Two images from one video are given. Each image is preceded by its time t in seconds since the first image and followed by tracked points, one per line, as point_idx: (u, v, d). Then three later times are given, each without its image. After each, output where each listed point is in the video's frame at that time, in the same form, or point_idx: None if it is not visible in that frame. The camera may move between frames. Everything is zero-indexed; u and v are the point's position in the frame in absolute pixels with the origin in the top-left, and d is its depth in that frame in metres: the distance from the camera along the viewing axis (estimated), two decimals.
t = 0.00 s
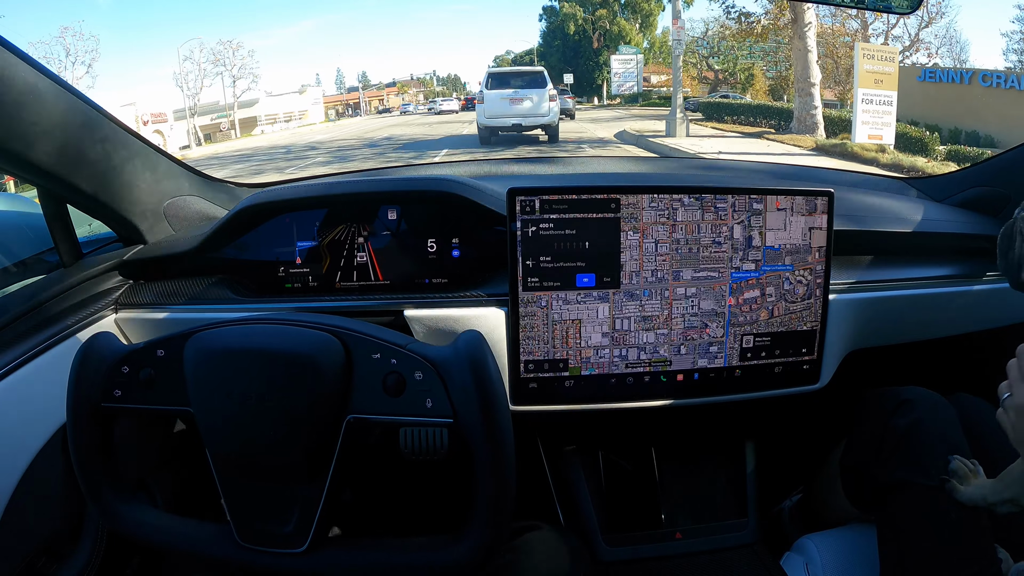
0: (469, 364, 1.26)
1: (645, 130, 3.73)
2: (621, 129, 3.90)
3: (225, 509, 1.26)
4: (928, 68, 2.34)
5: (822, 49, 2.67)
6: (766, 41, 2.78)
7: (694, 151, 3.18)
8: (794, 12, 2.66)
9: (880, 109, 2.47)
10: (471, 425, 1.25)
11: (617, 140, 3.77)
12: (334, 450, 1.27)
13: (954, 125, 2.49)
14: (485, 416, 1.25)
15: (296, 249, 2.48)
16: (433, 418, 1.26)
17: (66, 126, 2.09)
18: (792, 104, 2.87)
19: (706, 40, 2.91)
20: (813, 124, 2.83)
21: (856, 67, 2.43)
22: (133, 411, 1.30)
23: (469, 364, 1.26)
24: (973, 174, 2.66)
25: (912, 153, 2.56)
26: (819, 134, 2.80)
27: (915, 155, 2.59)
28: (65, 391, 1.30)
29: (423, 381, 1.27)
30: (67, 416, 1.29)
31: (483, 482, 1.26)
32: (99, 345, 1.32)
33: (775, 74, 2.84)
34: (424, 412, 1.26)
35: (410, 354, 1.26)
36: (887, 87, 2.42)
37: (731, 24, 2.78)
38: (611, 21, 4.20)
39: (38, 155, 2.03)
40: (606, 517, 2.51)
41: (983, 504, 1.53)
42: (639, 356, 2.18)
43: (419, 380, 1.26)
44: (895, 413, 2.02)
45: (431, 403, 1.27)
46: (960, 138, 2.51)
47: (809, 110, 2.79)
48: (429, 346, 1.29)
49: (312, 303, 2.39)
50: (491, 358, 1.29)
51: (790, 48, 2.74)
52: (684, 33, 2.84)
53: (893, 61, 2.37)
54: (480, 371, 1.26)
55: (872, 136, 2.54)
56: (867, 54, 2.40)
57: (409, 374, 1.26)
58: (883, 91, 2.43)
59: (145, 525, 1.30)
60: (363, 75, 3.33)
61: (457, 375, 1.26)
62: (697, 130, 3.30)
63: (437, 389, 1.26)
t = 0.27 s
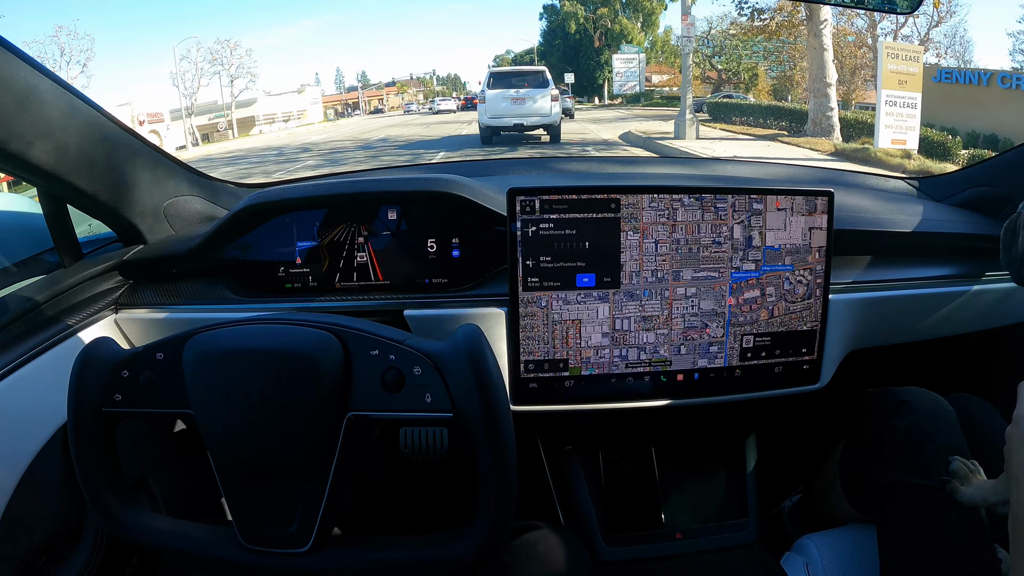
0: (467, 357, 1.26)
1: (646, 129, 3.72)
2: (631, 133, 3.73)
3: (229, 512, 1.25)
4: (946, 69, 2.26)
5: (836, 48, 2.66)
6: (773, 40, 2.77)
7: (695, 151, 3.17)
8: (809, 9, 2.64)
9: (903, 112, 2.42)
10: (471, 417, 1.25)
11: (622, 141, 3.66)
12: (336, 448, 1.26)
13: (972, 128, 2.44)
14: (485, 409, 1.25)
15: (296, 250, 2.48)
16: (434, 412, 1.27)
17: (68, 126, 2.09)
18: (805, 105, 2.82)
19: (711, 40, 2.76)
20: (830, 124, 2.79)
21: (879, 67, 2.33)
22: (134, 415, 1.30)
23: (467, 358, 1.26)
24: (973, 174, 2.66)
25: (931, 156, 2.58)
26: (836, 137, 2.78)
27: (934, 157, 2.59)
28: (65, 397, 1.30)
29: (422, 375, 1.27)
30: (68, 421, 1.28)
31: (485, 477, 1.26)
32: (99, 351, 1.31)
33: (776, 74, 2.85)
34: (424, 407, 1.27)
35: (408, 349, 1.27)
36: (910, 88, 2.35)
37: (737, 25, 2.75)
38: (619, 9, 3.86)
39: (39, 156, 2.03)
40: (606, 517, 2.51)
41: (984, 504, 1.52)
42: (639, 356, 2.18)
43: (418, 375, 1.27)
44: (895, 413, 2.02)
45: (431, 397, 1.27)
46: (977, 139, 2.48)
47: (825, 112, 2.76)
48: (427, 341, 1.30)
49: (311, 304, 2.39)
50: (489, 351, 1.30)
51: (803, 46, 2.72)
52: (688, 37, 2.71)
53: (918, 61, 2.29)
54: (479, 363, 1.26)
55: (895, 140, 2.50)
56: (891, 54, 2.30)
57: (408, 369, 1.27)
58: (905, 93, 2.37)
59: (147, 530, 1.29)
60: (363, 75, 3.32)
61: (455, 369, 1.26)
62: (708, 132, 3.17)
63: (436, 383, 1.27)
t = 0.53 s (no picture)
0: (465, 351, 1.26)
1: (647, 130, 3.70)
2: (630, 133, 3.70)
3: (231, 513, 1.25)
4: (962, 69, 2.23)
5: (854, 47, 2.62)
6: (780, 37, 2.75)
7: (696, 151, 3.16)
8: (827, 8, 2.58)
9: (931, 116, 2.34)
10: (470, 411, 1.25)
11: (627, 143, 3.51)
12: (337, 447, 1.26)
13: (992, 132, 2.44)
14: (484, 404, 1.25)
15: (296, 249, 2.48)
16: (433, 407, 1.27)
17: (67, 126, 2.09)
18: (819, 107, 2.77)
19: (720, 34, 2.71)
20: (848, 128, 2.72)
21: (907, 68, 2.23)
22: (134, 419, 1.30)
23: (465, 352, 1.26)
24: (974, 174, 2.65)
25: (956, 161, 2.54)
26: (855, 141, 2.72)
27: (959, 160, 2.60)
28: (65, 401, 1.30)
29: (420, 371, 1.27)
30: (68, 427, 1.28)
31: (486, 473, 1.26)
32: (99, 356, 1.31)
33: (780, 73, 2.79)
34: (423, 402, 1.27)
35: (406, 344, 1.26)
36: (939, 90, 2.28)
37: (742, 23, 2.73)
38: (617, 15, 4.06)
39: (39, 156, 2.03)
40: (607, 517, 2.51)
41: (984, 504, 1.50)
42: (639, 356, 2.18)
43: (417, 370, 1.27)
44: (895, 412, 2.02)
45: (430, 393, 1.27)
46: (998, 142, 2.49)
47: (843, 113, 2.69)
48: (425, 336, 1.29)
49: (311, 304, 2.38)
50: (487, 345, 1.30)
51: (822, 46, 2.67)
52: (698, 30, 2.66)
53: (945, 61, 2.23)
54: (477, 357, 1.26)
55: (922, 146, 2.43)
56: (918, 53, 2.21)
57: (406, 365, 1.27)
58: (934, 95, 2.29)
59: (148, 533, 1.29)
60: (362, 75, 3.32)
61: (453, 363, 1.26)
62: (718, 134, 3.14)
63: (435, 379, 1.27)
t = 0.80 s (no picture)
0: (464, 348, 1.26)
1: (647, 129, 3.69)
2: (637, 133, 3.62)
3: (233, 515, 1.25)
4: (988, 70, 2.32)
5: (871, 48, 2.65)
6: (786, 35, 2.78)
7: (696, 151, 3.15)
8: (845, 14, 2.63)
9: (962, 120, 2.41)
10: (471, 409, 1.26)
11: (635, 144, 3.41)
12: (337, 446, 1.26)
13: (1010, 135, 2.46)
14: (484, 400, 1.25)
15: (296, 250, 2.48)
16: (433, 405, 1.27)
17: (67, 126, 2.09)
18: (838, 110, 2.85)
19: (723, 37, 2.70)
20: (866, 130, 2.80)
21: (941, 69, 2.26)
22: (135, 421, 1.30)
23: (464, 348, 1.26)
24: (974, 174, 2.65)
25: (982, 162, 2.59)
26: (876, 145, 2.78)
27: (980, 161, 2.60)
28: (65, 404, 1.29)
29: (420, 369, 1.27)
30: (69, 430, 1.28)
31: (487, 471, 1.26)
32: (98, 359, 1.30)
33: (784, 73, 2.82)
34: (423, 399, 1.27)
35: (405, 343, 1.26)
36: (970, 91, 2.33)
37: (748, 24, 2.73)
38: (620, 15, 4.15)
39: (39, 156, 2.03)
40: (607, 517, 2.51)
41: (985, 505, 1.52)
42: (639, 356, 2.18)
43: (416, 368, 1.27)
44: (896, 412, 2.02)
45: (429, 390, 1.27)
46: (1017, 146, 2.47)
47: (862, 116, 2.77)
48: (424, 334, 1.29)
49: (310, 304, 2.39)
50: (486, 342, 1.29)
51: (842, 42, 2.69)
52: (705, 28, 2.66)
53: (976, 62, 2.27)
54: (476, 354, 1.26)
55: (953, 151, 2.52)
56: (951, 54, 2.25)
57: (405, 363, 1.26)
58: (964, 98, 2.35)
59: (149, 536, 1.28)
60: (362, 75, 3.32)
61: (452, 360, 1.26)
62: (730, 136, 3.13)
63: (434, 377, 1.27)
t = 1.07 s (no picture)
0: (464, 349, 1.26)
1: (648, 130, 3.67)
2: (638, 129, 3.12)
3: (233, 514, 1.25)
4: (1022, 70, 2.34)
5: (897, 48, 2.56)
6: (793, 34, 2.68)
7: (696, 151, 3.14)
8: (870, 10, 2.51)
9: (999, 124, 2.44)
10: (471, 409, 1.26)
11: (638, 143, 3.04)
12: (337, 446, 1.26)
13: None
14: (484, 400, 1.25)
15: (296, 249, 2.49)
16: (433, 406, 1.27)
17: (67, 126, 2.09)
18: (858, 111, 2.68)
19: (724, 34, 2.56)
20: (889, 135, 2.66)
21: (976, 70, 2.32)
22: (135, 421, 1.30)
23: (465, 349, 1.26)
24: (974, 174, 2.66)
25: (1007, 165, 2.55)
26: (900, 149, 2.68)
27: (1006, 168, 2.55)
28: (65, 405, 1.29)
29: (420, 369, 1.27)
30: (69, 430, 1.28)
31: (487, 470, 1.26)
32: (98, 359, 1.31)
33: (788, 73, 2.67)
34: (423, 400, 1.27)
35: (405, 343, 1.26)
36: (1006, 94, 2.37)
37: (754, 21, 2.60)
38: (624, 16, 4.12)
39: (39, 156, 2.03)
40: (607, 517, 2.51)
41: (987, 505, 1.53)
42: (639, 356, 2.18)
43: (416, 368, 1.27)
44: (896, 412, 2.02)
45: (430, 390, 1.27)
46: None
47: (885, 119, 2.63)
48: (424, 335, 1.30)
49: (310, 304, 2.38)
50: (487, 343, 1.30)
51: (860, 41, 2.61)
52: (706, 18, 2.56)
53: (1014, 64, 2.31)
54: (476, 355, 1.26)
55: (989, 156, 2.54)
56: (988, 55, 2.30)
57: (406, 363, 1.27)
58: (1001, 101, 2.38)
59: (149, 536, 1.28)
60: (362, 74, 3.32)
61: (452, 361, 1.26)
62: (745, 140, 2.86)
63: (435, 377, 1.27)
